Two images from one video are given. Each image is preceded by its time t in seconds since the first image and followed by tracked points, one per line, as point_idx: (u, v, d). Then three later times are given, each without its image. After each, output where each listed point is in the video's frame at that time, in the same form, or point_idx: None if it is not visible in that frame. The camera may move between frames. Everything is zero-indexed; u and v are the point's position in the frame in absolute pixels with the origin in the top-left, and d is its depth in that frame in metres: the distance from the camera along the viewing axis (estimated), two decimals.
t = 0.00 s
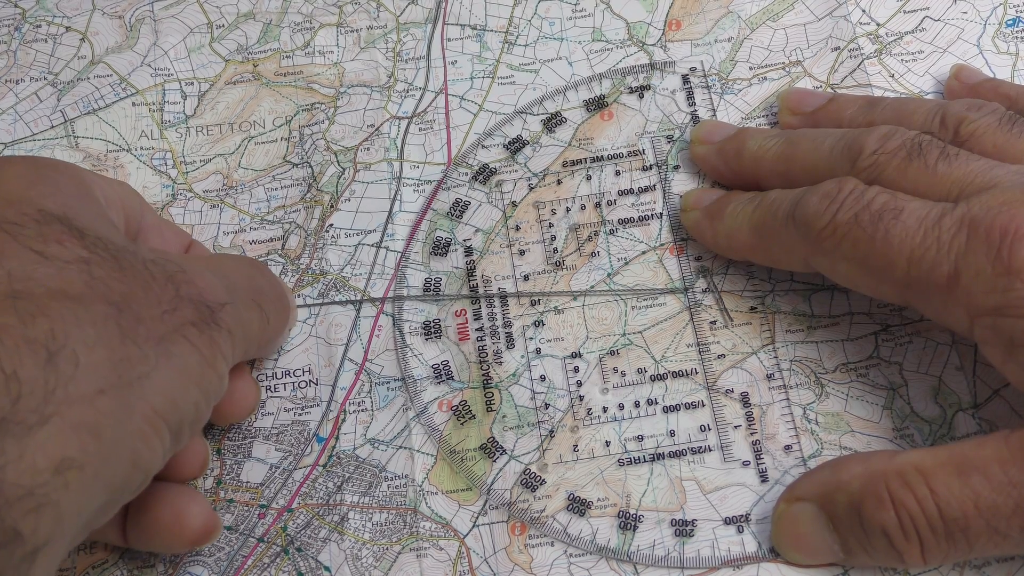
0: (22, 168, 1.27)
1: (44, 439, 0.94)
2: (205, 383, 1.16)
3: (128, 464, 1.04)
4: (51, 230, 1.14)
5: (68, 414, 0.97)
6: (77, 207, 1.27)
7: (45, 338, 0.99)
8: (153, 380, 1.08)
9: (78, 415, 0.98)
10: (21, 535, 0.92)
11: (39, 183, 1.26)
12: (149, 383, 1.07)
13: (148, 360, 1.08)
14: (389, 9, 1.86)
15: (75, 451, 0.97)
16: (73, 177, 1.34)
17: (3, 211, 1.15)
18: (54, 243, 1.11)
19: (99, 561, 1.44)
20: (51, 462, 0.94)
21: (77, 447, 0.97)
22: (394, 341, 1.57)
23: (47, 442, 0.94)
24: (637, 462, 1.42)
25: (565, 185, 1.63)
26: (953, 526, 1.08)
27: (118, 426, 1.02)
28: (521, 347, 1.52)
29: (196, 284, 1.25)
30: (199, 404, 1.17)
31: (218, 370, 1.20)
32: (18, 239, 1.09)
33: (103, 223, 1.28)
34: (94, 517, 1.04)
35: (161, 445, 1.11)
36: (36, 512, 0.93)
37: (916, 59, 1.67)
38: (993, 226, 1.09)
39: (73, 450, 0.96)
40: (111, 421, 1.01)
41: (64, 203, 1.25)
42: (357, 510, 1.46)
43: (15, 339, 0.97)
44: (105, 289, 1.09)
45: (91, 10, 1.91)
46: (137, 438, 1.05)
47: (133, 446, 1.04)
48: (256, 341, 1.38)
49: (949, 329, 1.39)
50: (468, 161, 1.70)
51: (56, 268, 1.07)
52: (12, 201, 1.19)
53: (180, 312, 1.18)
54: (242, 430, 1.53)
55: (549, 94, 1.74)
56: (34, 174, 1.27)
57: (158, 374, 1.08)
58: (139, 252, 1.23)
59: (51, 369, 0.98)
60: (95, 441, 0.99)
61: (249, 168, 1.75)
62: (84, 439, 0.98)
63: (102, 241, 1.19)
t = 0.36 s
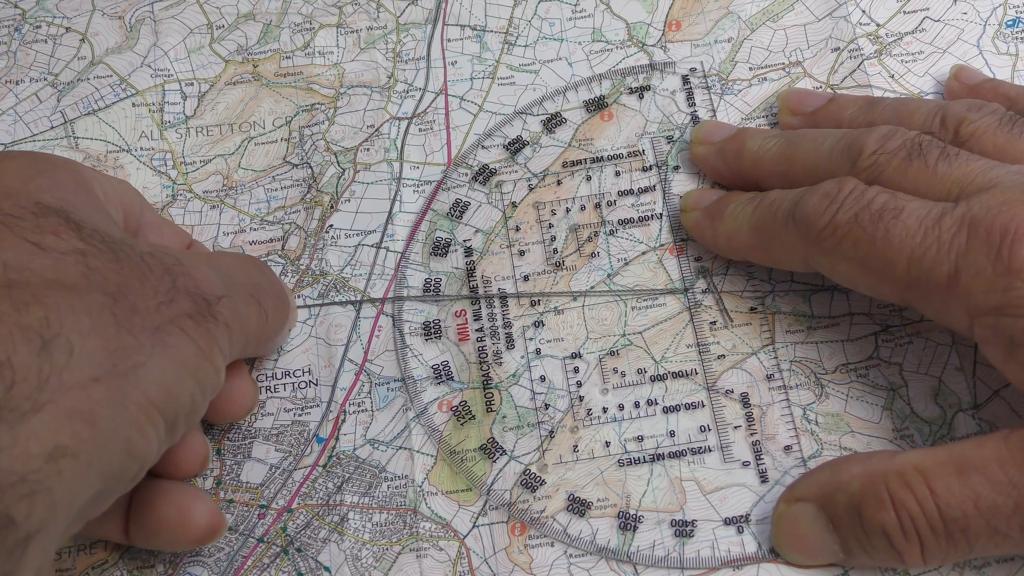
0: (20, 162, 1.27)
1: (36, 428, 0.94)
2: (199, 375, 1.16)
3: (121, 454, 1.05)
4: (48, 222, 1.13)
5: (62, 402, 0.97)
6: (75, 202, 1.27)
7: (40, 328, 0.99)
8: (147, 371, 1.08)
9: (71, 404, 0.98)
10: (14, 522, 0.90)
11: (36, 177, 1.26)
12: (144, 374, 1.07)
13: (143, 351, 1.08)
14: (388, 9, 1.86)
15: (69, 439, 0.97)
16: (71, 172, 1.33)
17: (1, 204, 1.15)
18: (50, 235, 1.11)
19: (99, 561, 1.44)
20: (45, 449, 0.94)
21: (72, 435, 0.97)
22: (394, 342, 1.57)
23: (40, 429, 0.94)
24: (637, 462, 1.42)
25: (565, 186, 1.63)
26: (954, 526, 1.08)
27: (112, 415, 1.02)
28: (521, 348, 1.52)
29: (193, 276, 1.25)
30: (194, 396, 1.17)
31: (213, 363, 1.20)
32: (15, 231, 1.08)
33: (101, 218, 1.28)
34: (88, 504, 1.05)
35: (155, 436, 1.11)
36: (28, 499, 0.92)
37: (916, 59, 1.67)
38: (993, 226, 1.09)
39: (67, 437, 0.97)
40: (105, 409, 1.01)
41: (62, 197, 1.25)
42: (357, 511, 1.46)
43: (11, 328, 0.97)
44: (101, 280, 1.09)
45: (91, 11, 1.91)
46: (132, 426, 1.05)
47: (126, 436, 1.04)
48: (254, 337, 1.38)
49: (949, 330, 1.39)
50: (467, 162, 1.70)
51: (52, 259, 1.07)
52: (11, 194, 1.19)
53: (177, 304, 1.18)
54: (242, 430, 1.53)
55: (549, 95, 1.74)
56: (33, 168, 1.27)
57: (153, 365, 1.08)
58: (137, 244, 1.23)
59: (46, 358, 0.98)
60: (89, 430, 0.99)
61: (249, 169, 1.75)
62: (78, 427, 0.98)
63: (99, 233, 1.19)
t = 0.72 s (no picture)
0: (20, 161, 1.27)
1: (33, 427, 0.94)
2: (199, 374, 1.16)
3: (120, 452, 1.05)
4: (47, 222, 1.14)
5: (61, 400, 0.97)
6: (73, 202, 1.27)
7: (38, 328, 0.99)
8: (146, 369, 1.08)
9: (70, 403, 0.98)
10: (12, 519, 0.92)
11: (36, 177, 1.26)
12: (143, 372, 1.07)
13: (142, 349, 1.08)
14: (389, 9, 1.86)
15: (68, 437, 0.97)
16: (70, 172, 1.34)
17: None
18: (48, 235, 1.11)
19: (99, 561, 1.44)
20: (44, 447, 0.94)
21: (71, 433, 0.97)
22: (395, 342, 1.57)
23: (39, 428, 0.94)
24: (637, 463, 1.42)
25: (566, 186, 1.63)
26: (953, 526, 1.08)
27: (111, 413, 1.02)
28: (521, 348, 1.52)
29: (192, 275, 1.25)
30: (193, 394, 1.17)
31: (212, 362, 1.20)
32: (13, 231, 1.09)
33: (99, 218, 1.28)
34: (87, 503, 1.05)
35: (154, 434, 1.11)
36: (26, 498, 0.93)
37: (916, 60, 1.67)
38: (993, 226, 1.09)
39: (64, 435, 0.97)
40: (103, 407, 1.01)
41: (61, 196, 1.26)
42: (357, 511, 1.46)
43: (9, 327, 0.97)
44: (99, 280, 1.09)
45: (91, 11, 1.91)
46: (131, 425, 1.05)
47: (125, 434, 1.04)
48: (253, 337, 1.38)
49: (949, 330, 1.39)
50: (468, 162, 1.70)
51: (50, 259, 1.07)
52: (10, 194, 1.19)
53: (176, 303, 1.18)
54: (242, 430, 1.53)
55: (550, 95, 1.74)
56: (32, 168, 1.27)
57: (152, 364, 1.08)
58: (135, 244, 1.23)
59: (44, 357, 0.98)
60: (88, 428, 0.99)
61: (249, 170, 1.75)
62: (77, 426, 0.98)
63: (97, 233, 1.19)
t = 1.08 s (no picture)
0: (22, 157, 1.27)
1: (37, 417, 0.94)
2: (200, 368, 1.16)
3: (121, 443, 1.05)
4: (49, 216, 1.14)
5: (64, 390, 0.97)
6: (76, 197, 1.27)
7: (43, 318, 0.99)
8: (149, 362, 1.08)
9: (74, 394, 0.98)
10: (16, 509, 0.90)
11: (39, 172, 1.26)
12: (146, 365, 1.07)
13: (144, 341, 1.08)
14: (389, 10, 1.86)
15: (71, 427, 0.97)
16: (72, 167, 1.34)
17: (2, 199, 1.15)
18: (51, 228, 1.11)
19: (99, 561, 1.44)
20: (47, 437, 0.94)
21: (74, 424, 0.97)
22: (395, 342, 1.57)
23: (43, 417, 0.94)
24: (637, 463, 1.42)
25: (566, 186, 1.63)
26: (953, 526, 1.08)
27: (113, 405, 1.02)
28: (521, 348, 1.52)
29: (193, 270, 1.25)
30: (195, 388, 1.17)
31: (214, 356, 1.20)
32: (15, 224, 1.09)
33: (101, 214, 1.28)
34: (89, 494, 1.04)
35: (155, 428, 1.11)
36: (32, 487, 0.92)
37: (916, 60, 1.67)
38: (993, 226, 1.09)
39: (68, 425, 0.96)
40: (107, 398, 1.01)
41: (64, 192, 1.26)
42: (357, 511, 1.46)
43: (13, 317, 0.97)
44: (102, 272, 1.09)
45: (91, 11, 1.91)
46: (133, 417, 1.05)
47: (126, 426, 1.04)
48: (255, 335, 1.38)
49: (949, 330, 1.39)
50: (467, 162, 1.70)
51: (53, 251, 1.07)
52: (12, 189, 1.19)
53: (179, 297, 1.18)
54: (242, 430, 1.53)
55: (549, 95, 1.74)
56: (34, 164, 1.27)
57: (154, 357, 1.08)
58: (138, 239, 1.23)
59: (48, 347, 0.98)
60: (90, 418, 0.99)
61: (249, 170, 1.75)
62: (79, 416, 0.98)
63: (100, 228, 1.19)
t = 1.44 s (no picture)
0: (22, 156, 1.28)
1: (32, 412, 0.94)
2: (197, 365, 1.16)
3: (117, 439, 1.05)
4: (46, 214, 1.14)
5: (59, 386, 0.97)
6: (73, 195, 1.27)
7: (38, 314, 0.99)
8: (145, 359, 1.08)
9: (69, 389, 0.98)
10: (11, 503, 0.91)
11: (36, 170, 1.26)
12: (142, 361, 1.07)
13: (140, 337, 1.08)
14: (389, 10, 1.86)
15: (66, 422, 0.97)
16: (72, 166, 1.34)
17: None
18: (47, 226, 1.12)
19: (99, 562, 1.44)
20: (41, 432, 0.94)
21: (71, 419, 0.97)
22: (395, 342, 1.57)
23: (37, 412, 0.94)
24: (637, 463, 1.42)
25: (566, 186, 1.63)
26: (953, 526, 1.08)
27: (109, 400, 1.02)
28: (521, 348, 1.52)
29: (190, 267, 1.24)
30: (192, 384, 1.17)
31: (211, 353, 1.20)
32: (12, 222, 1.10)
33: (99, 212, 1.29)
34: (85, 489, 1.05)
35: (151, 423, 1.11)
36: (25, 481, 0.92)
37: (916, 60, 1.67)
38: (993, 226, 1.09)
39: (63, 420, 0.96)
40: (103, 394, 1.01)
41: (61, 190, 1.26)
42: (357, 511, 1.46)
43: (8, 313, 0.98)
44: (98, 268, 1.09)
45: (91, 11, 1.92)
46: (129, 412, 1.05)
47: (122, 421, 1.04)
48: (253, 331, 1.37)
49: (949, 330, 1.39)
50: (467, 162, 1.70)
51: (49, 249, 1.08)
52: (11, 187, 1.20)
53: (175, 294, 1.17)
54: (242, 430, 1.53)
55: (549, 95, 1.74)
56: (32, 162, 1.27)
57: (150, 353, 1.08)
58: (135, 236, 1.24)
59: (43, 343, 0.98)
60: (86, 413, 0.99)
61: (249, 170, 1.75)
62: (75, 411, 0.98)
63: (97, 226, 1.20)
